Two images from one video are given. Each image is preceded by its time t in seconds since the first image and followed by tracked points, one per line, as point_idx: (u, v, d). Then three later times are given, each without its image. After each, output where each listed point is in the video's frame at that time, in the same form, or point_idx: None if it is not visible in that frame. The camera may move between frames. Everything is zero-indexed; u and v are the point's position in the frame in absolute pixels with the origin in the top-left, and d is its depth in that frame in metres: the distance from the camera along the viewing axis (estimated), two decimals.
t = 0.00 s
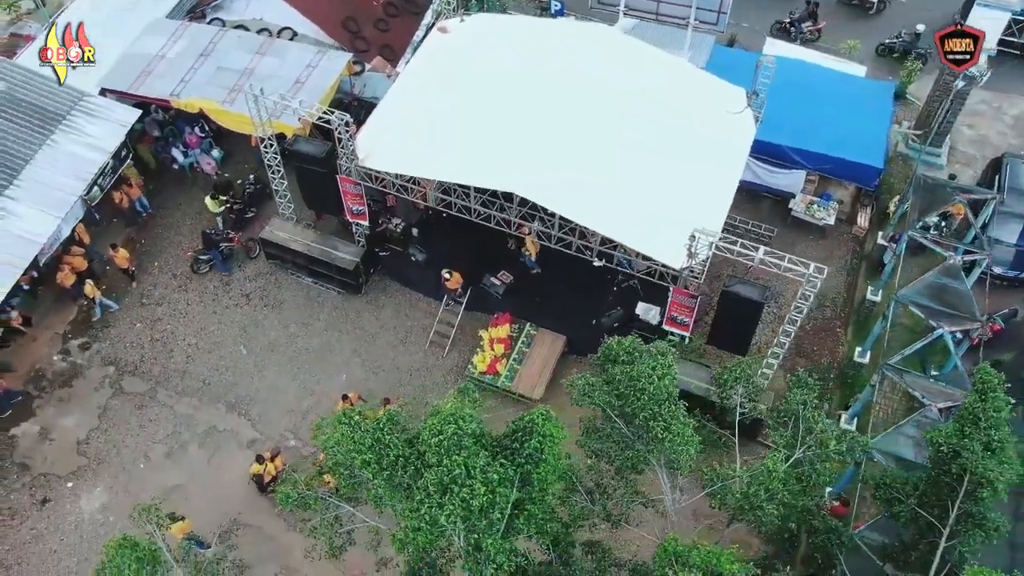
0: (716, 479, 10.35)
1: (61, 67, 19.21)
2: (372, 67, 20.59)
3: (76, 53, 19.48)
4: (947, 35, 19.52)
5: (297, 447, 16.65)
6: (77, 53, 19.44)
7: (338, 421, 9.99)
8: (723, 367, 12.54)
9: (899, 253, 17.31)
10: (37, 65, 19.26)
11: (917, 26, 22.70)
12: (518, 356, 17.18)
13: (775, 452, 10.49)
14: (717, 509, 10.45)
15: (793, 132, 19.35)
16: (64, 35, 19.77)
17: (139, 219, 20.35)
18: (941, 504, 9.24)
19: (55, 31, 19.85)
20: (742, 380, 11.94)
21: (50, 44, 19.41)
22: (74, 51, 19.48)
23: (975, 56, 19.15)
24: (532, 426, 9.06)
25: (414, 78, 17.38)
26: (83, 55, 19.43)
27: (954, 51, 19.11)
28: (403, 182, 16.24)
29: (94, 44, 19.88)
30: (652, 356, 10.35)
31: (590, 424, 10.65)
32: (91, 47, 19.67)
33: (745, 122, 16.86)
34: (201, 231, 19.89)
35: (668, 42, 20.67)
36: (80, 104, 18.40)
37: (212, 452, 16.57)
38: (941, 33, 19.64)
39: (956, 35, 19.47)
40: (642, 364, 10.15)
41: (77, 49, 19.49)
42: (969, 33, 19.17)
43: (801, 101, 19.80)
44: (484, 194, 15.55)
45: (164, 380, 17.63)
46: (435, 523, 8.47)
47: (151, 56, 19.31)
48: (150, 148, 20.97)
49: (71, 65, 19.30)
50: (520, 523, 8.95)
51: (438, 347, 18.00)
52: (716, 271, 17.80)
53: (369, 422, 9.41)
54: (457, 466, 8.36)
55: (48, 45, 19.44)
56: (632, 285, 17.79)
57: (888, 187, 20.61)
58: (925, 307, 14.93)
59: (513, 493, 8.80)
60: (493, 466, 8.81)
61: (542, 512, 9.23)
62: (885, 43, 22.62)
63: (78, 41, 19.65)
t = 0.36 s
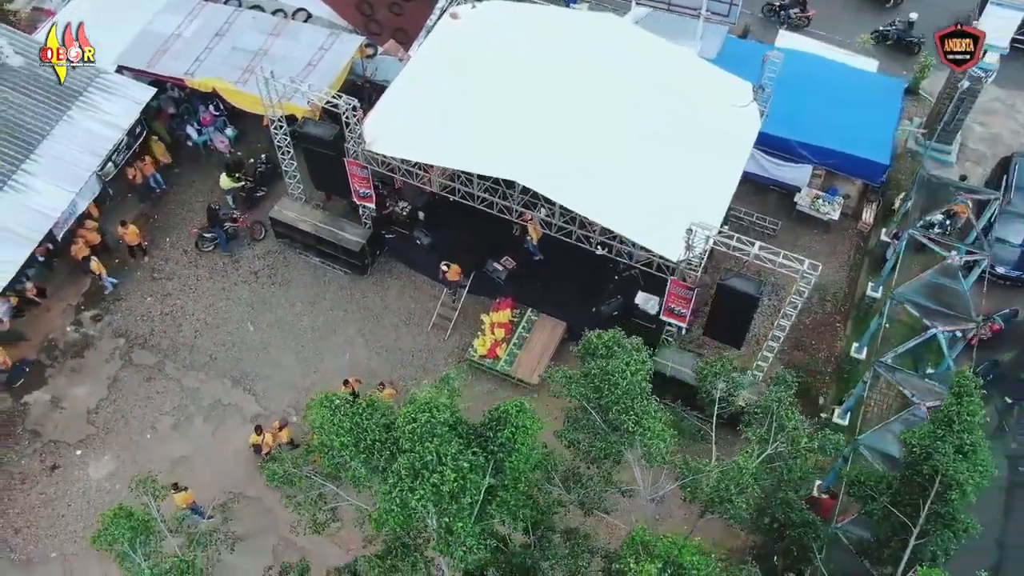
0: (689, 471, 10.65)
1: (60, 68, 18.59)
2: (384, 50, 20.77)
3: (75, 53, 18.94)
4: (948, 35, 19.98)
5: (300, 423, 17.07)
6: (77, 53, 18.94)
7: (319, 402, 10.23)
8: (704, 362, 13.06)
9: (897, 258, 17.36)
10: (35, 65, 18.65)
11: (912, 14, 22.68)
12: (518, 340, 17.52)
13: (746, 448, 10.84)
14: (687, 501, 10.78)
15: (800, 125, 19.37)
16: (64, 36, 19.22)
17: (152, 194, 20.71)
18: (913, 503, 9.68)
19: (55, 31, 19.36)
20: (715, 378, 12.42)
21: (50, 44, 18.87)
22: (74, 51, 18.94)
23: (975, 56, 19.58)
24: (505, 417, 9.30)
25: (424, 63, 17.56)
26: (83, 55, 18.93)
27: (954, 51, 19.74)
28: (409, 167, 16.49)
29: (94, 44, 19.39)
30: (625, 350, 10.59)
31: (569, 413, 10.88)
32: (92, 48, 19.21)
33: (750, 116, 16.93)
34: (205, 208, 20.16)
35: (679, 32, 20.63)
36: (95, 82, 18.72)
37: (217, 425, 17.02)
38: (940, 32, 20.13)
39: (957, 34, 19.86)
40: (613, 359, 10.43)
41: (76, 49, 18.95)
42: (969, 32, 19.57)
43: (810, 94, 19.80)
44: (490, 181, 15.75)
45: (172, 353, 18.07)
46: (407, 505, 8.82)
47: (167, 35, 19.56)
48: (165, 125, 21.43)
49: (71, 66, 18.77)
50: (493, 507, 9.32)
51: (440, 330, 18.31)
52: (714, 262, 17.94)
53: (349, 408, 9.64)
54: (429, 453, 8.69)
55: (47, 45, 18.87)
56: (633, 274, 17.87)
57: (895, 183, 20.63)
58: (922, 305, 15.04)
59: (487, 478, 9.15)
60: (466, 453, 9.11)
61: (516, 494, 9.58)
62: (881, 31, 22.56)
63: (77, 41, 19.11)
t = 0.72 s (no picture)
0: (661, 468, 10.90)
1: (62, 67, 18.42)
2: (396, 35, 20.93)
3: (76, 53, 18.63)
4: (948, 35, 20.05)
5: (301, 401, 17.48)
6: (79, 53, 18.64)
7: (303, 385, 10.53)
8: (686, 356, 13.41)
9: (893, 261, 17.46)
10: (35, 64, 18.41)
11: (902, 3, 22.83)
12: (518, 326, 17.82)
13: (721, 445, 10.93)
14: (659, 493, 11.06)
15: (807, 120, 19.44)
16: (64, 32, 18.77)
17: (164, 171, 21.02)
18: (884, 501, 10.17)
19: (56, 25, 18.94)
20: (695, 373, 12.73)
21: (50, 43, 18.51)
22: (74, 50, 18.62)
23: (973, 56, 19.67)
24: (480, 405, 9.66)
25: (432, 50, 17.67)
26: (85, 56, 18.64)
27: (954, 51, 19.98)
28: (413, 153, 16.70)
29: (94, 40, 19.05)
30: (601, 345, 10.74)
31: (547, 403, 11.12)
32: (92, 47, 18.85)
33: (753, 113, 17.01)
34: (210, 188, 20.36)
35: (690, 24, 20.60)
36: (111, 59, 19.00)
37: (220, 400, 17.44)
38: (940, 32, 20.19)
39: (957, 35, 19.93)
40: (589, 353, 10.69)
41: (76, 49, 18.62)
42: (969, 33, 19.66)
43: (818, 89, 19.82)
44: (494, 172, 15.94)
45: (179, 328, 18.47)
46: (379, 489, 9.08)
47: (182, 15, 19.81)
48: (180, 102, 21.62)
49: (73, 66, 18.54)
50: (466, 491, 9.71)
51: (443, 313, 18.58)
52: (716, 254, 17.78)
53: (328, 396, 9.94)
54: (402, 438, 9.02)
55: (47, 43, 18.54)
56: (633, 264, 18.03)
57: (901, 181, 20.65)
58: (916, 305, 15.10)
59: (460, 465, 9.58)
60: (440, 439, 9.48)
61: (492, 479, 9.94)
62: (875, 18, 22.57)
63: (78, 39, 18.71)
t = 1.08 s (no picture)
0: (634, 478, 11.11)
1: (60, 68, 18.71)
2: (409, 37, 21.26)
3: (76, 53, 18.92)
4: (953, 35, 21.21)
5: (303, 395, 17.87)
6: (77, 53, 18.93)
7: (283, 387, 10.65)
8: (679, 367, 13.00)
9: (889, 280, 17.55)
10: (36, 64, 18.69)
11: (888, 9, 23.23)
12: (517, 330, 18.16)
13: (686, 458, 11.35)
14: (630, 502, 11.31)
15: (812, 134, 19.55)
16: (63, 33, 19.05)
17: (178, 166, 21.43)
18: (855, 516, 10.59)
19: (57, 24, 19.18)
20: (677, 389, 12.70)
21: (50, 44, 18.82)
22: (74, 51, 18.91)
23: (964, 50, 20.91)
24: (452, 411, 9.98)
25: (441, 55, 18.01)
26: (83, 56, 18.92)
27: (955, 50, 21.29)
28: (418, 156, 17.01)
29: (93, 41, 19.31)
30: (578, 356, 10.86)
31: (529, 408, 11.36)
32: (91, 48, 19.12)
33: (754, 126, 17.16)
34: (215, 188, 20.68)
35: (700, 35, 20.72)
36: (128, 56, 19.40)
37: (223, 392, 17.83)
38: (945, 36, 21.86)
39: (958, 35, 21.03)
40: (566, 363, 10.81)
41: (76, 50, 18.92)
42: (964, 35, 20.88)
43: (824, 103, 19.93)
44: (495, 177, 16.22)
45: (187, 321, 18.89)
46: (343, 485, 9.29)
47: (200, 13, 20.20)
48: (196, 98, 21.73)
49: (71, 66, 18.81)
50: (440, 493, 10.07)
51: (445, 314, 18.94)
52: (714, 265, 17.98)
53: (307, 398, 10.14)
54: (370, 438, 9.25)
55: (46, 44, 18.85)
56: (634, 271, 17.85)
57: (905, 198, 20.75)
58: (910, 323, 15.52)
59: (433, 472, 9.95)
60: (414, 444, 9.81)
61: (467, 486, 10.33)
62: (861, 23, 23.01)
63: (77, 40, 18.99)
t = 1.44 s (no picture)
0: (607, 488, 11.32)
1: (60, 67, 19.04)
2: (422, 42, 21.54)
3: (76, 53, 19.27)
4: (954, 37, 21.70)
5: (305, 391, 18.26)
6: (77, 53, 19.26)
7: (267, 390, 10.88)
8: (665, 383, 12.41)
9: (887, 298, 17.26)
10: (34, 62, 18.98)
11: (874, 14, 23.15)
12: (517, 335, 18.33)
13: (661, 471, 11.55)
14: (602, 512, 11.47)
15: (818, 150, 19.68)
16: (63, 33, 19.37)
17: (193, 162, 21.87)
18: (825, 533, 11.17)
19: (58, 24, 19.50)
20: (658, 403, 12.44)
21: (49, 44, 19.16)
22: (74, 51, 19.25)
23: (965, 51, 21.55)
24: (427, 418, 10.24)
25: (451, 62, 18.30)
26: (83, 56, 19.25)
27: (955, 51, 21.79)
28: (425, 162, 17.32)
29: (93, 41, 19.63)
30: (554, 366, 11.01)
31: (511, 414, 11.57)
32: (91, 48, 19.44)
33: (758, 141, 17.31)
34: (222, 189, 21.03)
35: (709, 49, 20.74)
36: (147, 54, 19.82)
37: (227, 385, 18.25)
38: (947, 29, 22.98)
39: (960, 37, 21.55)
40: (546, 373, 10.97)
41: (77, 50, 19.27)
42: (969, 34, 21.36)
43: (830, 120, 20.06)
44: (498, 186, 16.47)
45: (195, 314, 19.32)
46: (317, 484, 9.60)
47: (218, 13, 20.61)
48: (213, 96, 22.17)
49: (71, 65, 19.15)
50: (414, 497, 10.38)
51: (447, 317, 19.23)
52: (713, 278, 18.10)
53: (290, 401, 10.38)
54: (341, 440, 9.47)
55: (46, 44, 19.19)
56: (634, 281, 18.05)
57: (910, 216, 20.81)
58: (903, 342, 15.75)
59: (407, 477, 10.23)
60: (387, 449, 10.07)
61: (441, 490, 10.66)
62: (844, 29, 23.22)
63: (78, 40, 19.32)
